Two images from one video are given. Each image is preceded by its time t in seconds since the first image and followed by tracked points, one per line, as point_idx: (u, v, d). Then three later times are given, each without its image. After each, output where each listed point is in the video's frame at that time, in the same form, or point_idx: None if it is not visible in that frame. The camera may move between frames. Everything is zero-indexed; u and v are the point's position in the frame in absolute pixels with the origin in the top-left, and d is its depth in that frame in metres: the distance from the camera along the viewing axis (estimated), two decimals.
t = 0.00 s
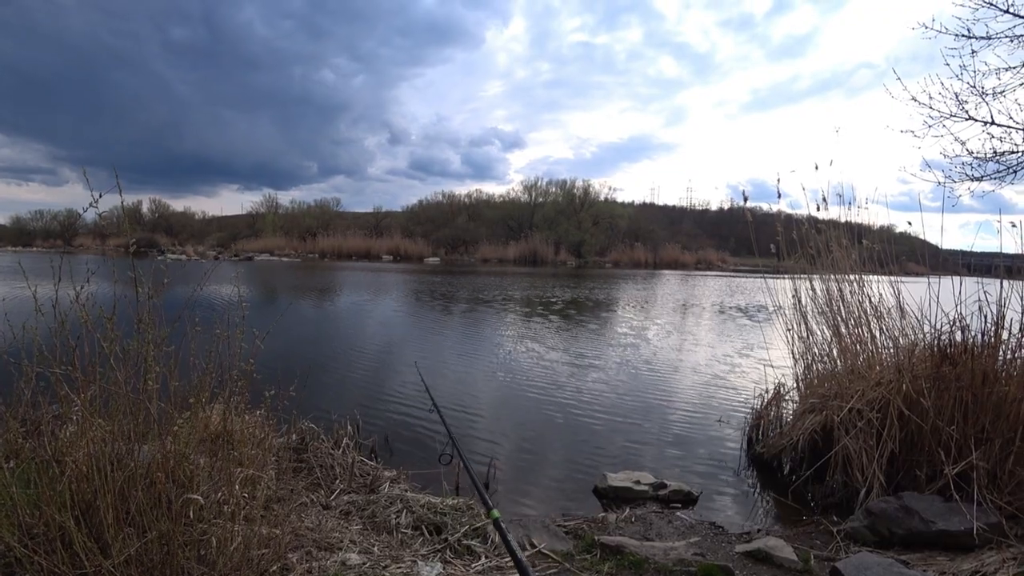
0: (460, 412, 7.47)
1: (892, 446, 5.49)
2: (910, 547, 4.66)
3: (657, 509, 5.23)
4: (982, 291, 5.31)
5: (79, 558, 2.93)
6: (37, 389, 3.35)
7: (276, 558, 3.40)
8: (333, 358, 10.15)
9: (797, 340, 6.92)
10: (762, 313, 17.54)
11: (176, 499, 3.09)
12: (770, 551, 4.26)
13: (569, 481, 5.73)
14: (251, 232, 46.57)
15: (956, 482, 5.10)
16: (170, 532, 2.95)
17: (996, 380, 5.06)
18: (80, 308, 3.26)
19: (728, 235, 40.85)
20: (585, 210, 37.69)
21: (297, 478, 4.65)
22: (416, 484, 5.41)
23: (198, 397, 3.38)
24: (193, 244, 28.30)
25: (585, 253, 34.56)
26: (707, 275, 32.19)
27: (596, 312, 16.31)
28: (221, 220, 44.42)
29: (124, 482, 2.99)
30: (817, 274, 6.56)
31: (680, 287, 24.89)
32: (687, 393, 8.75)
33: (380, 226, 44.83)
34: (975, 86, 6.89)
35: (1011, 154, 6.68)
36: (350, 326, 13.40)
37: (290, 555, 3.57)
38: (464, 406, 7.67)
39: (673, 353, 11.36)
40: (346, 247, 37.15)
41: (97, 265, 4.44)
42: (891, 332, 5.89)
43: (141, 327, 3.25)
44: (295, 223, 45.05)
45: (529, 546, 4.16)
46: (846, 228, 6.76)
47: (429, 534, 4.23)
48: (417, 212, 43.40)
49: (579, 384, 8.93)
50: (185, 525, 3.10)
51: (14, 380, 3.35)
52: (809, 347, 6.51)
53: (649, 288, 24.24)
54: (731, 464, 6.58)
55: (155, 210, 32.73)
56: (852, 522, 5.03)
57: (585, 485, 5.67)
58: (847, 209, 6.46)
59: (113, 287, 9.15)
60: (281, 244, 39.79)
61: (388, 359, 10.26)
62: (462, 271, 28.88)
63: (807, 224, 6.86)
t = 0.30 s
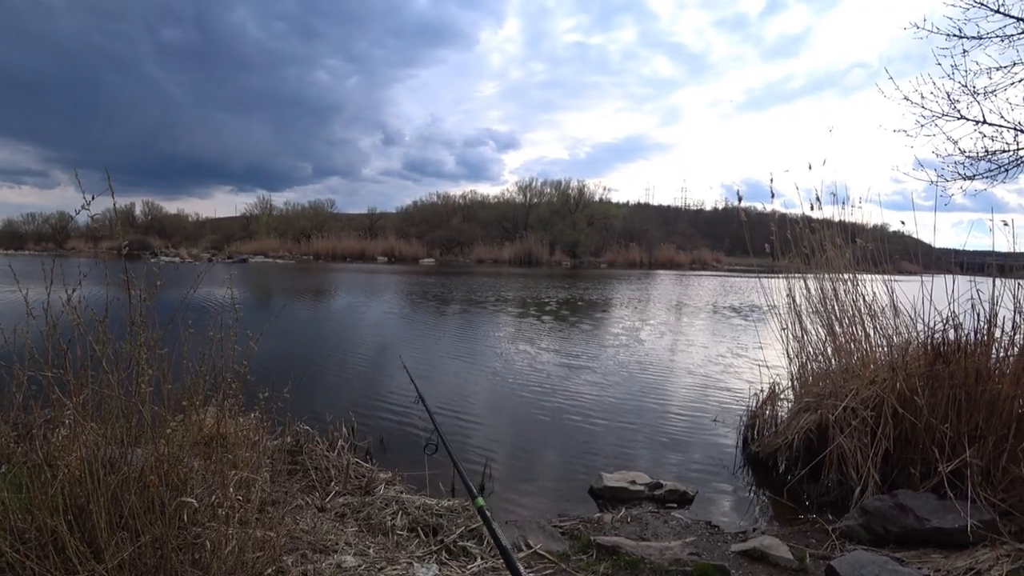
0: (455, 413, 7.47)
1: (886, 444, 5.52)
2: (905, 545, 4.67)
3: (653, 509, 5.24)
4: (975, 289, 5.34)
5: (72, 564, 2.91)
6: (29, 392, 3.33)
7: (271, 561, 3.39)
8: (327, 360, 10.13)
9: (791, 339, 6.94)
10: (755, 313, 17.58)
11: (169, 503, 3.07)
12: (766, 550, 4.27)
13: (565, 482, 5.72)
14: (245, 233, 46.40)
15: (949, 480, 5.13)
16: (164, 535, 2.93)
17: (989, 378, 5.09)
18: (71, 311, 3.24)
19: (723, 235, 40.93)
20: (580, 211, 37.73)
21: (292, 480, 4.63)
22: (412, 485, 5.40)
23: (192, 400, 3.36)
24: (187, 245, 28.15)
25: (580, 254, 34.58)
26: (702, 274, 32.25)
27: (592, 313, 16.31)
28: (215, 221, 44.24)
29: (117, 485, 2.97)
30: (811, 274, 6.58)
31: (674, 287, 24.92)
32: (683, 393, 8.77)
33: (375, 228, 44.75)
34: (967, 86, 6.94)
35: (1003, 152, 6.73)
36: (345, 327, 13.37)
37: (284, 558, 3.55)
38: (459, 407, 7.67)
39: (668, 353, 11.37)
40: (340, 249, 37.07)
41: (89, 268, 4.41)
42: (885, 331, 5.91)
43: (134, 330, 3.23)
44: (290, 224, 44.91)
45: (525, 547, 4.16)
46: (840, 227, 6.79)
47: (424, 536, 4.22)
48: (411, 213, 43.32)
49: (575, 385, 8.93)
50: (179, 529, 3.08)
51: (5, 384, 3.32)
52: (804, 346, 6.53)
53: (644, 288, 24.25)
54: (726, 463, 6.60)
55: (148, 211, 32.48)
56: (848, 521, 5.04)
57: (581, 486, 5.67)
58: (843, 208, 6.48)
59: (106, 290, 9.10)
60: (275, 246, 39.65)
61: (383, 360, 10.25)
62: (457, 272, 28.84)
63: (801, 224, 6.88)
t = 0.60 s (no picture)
0: (447, 414, 7.45)
1: (876, 445, 5.55)
2: (895, 546, 4.70)
3: (645, 510, 5.24)
4: (964, 292, 5.38)
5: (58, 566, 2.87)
6: (14, 392, 3.29)
7: (260, 563, 3.36)
8: (319, 360, 10.09)
9: (783, 341, 6.96)
10: (746, 314, 17.66)
11: (157, 504, 3.04)
12: (757, 552, 4.28)
13: (556, 483, 5.71)
14: (237, 232, 46.15)
15: (939, 481, 5.16)
16: (152, 537, 2.91)
17: (977, 380, 5.12)
18: (59, 310, 3.21)
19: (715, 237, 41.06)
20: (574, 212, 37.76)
21: (283, 481, 4.61)
22: (403, 486, 5.38)
23: (181, 400, 3.33)
24: (178, 244, 27.96)
25: (573, 255, 34.61)
26: (695, 276, 32.33)
27: (585, 314, 16.32)
28: (207, 220, 44.00)
29: (104, 486, 2.94)
30: (803, 276, 6.61)
31: (667, 289, 24.97)
32: (675, 394, 8.78)
33: (368, 228, 44.62)
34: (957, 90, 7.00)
35: (992, 156, 6.79)
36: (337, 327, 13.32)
37: (275, 559, 3.53)
38: (452, 408, 7.65)
39: (660, 354, 11.40)
40: (333, 249, 36.94)
41: (78, 266, 4.37)
42: (876, 333, 5.95)
43: (123, 329, 3.20)
44: (282, 224, 44.72)
45: (516, 549, 4.15)
46: (831, 229, 6.83)
47: (416, 537, 4.20)
48: (404, 213, 43.23)
49: (568, 386, 8.93)
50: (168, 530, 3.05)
51: None
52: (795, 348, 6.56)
53: (636, 289, 24.30)
54: (718, 464, 6.62)
55: (139, 210, 32.23)
56: (838, 522, 5.07)
57: (574, 487, 5.67)
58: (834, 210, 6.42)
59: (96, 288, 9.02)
60: (267, 245, 39.43)
61: (375, 360, 10.22)
62: (450, 273, 28.78)
63: (793, 226, 6.91)
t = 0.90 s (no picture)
0: (437, 417, 7.43)
1: (862, 446, 5.60)
2: (880, 547, 4.73)
3: (634, 512, 5.24)
4: (949, 295, 5.45)
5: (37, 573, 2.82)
6: None
7: (245, 568, 3.31)
8: (307, 362, 10.02)
9: (770, 343, 7.01)
10: (732, 317, 17.79)
11: (140, 509, 2.99)
12: (745, 553, 4.29)
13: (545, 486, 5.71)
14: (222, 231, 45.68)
15: (923, 482, 5.22)
16: (135, 542, 2.87)
17: (961, 382, 5.19)
18: (39, 310, 3.15)
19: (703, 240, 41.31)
20: (563, 214, 37.83)
21: (269, 485, 4.56)
22: (390, 489, 5.35)
23: (165, 402, 3.29)
24: (163, 243, 27.62)
25: (562, 257, 34.65)
26: (682, 278, 32.50)
27: (573, 316, 16.35)
28: (193, 219, 43.54)
29: (86, 490, 2.90)
30: (790, 278, 6.65)
31: (655, 291, 25.09)
32: (663, 397, 8.81)
33: (356, 228, 44.37)
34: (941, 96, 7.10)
35: (975, 161, 6.90)
36: (325, 328, 13.23)
37: (260, 563, 3.49)
38: (441, 411, 7.63)
39: (647, 357, 11.43)
40: (320, 249, 36.72)
41: (60, 265, 4.29)
42: (861, 335, 6.01)
43: (105, 330, 3.15)
44: (269, 224, 44.36)
45: (504, 552, 4.15)
46: (818, 232, 6.88)
47: (403, 541, 4.18)
48: (393, 214, 43.08)
49: (556, 389, 8.93)
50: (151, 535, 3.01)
51: None
52: (782, 350, 6.60)
53: (623, 292, 24.39)
54: (705, 467, 6.65)
55: (124, 209, 31.80)
56: (824, 523, 5.10)
57: (562, 490, 5.67)
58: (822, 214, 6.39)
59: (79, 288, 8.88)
60: (253, 245, 39.12)
61: (363, 362, 10.16)
62: (438, 274, 28.69)
63: (780, 229, 6.95)
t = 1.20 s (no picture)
0: (426, 424, 7.39)
1: (849, 446, 5.65)
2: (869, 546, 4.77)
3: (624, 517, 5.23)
4: (930, 294, 5.54)
5: None
6: None
7: None
8: (293, 371, 9.93)
9: (756, 345, 7.04)
10: (716, 319, 17.90)
11: (122, 524, 2.95)
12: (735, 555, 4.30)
13: (536, 491, 5.71)
14: (206, 240, 45.21)
15: (909, 480, 5.28)
16: (116, 558, 2.83)
17: (944, 380, 5.26)
18: (18, 321, 3.09)
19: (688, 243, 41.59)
20: (549, 219, 37.92)
21: (255, 496, 4.50)
22: (379, 499, 5.30)
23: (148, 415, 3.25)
24: (146, 252, 27.24)
25: (549, 261, 34.72)
26: (668, 281, 32.69)
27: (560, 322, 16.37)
28: (176, 228, 43.05)
29: (66, 506, 2.85)
30: (775, 280, 6.70)
31: (641, 294, 25.21)
32: (651, 401, 8.85)
33: (342, 235, 44.13)
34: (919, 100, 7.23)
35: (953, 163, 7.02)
36: (311, 337, 13.12)
37: None
38: (430, 418, 7.60)
39: (634, 361, 11.45)
40: (306, 257, 36.47)
41: (39, 275, 4.21)
42: (847, 335, 6.08)
43: (85, 341, 3.09)
44: (254, 231, 43.99)
45: (494, 560, 4.12)
46: (801, 234, 6.95)
47: (392, 551, 4.14)
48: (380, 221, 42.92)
49: (545, 394, 8.93)
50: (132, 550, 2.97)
51: None
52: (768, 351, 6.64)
53: (610, 297, 24.46)
54: (694, 469, 6.67)
55: (105, 218, 31.37)
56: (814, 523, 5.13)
57: (552, 495, 5.66)
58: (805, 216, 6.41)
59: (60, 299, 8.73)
60: (238, 254, 38.76)
61: (350, 370, 10.09)
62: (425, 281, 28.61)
63: (764, 232, 7.01)
